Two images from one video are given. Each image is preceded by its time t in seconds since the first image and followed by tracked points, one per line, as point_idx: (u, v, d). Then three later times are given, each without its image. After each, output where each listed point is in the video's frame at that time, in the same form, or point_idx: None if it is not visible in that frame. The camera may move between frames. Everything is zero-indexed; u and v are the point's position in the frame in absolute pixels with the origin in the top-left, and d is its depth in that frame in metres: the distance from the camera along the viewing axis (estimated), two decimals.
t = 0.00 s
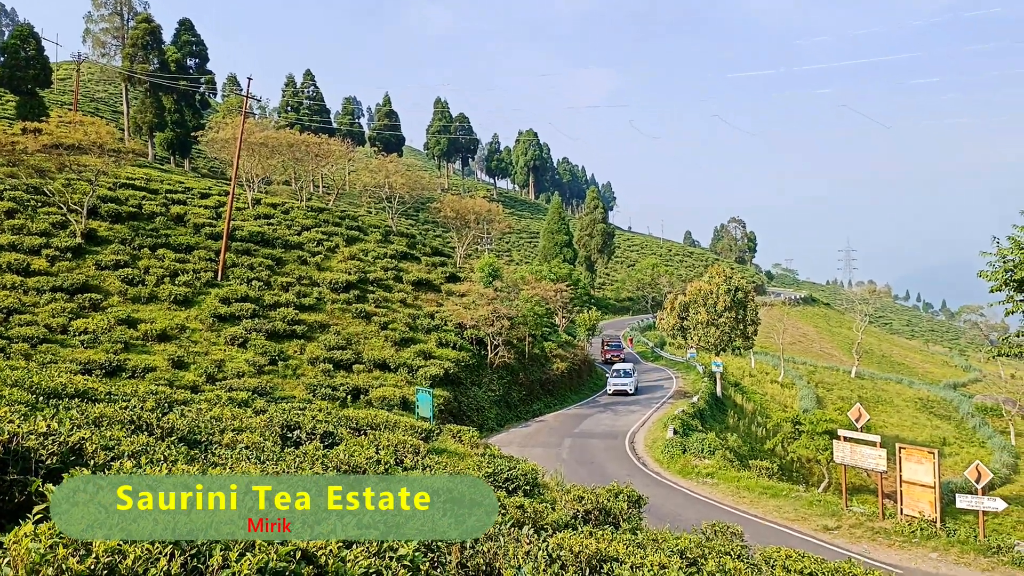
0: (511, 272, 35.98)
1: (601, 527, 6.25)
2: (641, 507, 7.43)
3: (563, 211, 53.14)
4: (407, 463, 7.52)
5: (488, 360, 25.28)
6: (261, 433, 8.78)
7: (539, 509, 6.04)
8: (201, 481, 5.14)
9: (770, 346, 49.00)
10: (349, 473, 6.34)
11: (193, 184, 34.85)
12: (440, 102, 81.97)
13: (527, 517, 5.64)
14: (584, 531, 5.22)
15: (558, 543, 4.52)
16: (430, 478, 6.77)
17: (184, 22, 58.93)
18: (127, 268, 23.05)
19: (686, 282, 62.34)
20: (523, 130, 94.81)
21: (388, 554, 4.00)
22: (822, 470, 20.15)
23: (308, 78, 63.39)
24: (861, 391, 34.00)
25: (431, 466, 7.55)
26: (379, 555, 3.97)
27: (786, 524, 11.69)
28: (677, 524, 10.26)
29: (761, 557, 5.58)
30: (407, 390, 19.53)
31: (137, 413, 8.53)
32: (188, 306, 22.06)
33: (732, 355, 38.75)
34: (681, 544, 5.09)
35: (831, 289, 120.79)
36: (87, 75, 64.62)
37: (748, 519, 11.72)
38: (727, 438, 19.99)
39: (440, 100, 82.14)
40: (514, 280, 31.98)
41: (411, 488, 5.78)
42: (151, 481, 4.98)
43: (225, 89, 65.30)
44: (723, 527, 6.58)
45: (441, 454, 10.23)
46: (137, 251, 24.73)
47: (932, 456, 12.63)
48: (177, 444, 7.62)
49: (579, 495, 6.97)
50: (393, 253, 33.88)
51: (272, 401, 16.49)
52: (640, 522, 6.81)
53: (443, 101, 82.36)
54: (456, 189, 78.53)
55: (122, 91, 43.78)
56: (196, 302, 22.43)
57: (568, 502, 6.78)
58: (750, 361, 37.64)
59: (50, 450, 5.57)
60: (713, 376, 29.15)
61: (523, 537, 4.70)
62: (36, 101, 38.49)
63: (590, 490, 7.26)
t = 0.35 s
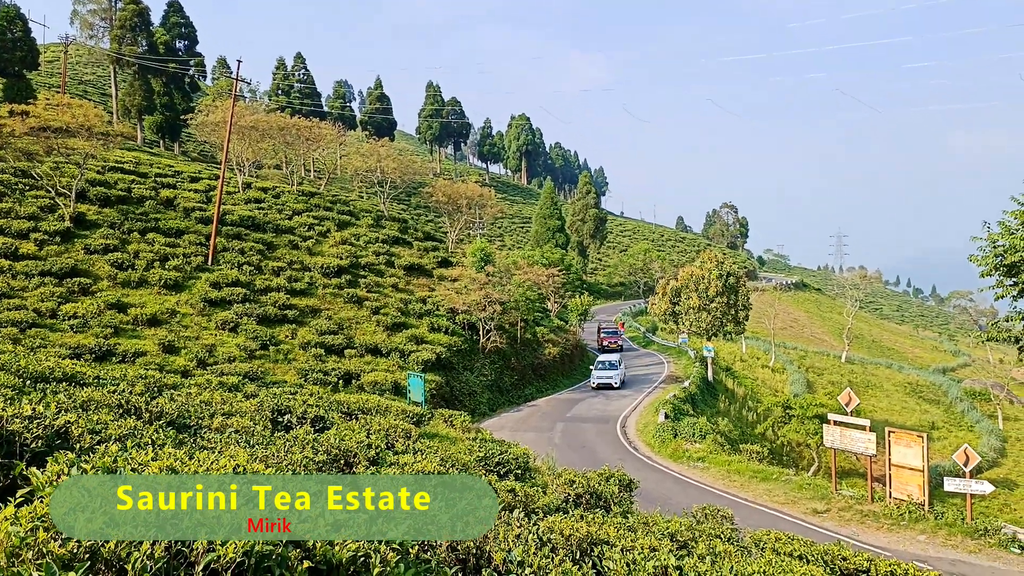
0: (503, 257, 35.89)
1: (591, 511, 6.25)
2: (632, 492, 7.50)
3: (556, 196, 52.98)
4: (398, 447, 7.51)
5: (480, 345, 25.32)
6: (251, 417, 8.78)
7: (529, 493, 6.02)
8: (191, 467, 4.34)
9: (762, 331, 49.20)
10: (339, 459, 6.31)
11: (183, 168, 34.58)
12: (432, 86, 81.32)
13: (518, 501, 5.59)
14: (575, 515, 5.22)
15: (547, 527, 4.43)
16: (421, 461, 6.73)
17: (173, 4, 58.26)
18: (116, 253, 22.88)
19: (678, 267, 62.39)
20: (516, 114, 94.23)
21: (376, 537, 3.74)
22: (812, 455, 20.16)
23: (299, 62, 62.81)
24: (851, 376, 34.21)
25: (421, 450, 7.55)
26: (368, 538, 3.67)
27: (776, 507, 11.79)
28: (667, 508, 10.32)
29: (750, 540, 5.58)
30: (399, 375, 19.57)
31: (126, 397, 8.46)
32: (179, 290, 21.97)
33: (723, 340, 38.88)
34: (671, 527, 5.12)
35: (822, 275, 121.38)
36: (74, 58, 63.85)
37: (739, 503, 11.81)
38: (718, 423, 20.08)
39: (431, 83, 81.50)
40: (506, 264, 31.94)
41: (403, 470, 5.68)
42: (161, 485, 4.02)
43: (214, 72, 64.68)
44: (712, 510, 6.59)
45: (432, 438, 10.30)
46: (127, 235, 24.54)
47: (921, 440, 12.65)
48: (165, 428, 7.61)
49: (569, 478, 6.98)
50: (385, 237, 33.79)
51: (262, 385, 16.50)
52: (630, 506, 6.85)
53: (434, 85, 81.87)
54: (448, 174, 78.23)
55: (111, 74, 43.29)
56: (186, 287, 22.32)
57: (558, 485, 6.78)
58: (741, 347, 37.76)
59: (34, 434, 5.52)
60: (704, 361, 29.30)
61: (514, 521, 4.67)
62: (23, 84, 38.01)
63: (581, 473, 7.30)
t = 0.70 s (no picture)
0: (499, 251, 35.87)
1: (589, 504, 6.27)
2: (627, 484, 7.55)
3: (551, 189, 52.90)
4: (395, 441, 7.51)
5: (475, 338, 25.35)
6: (247, 410, 8.77)
7: (527, 486, 6.01)
8: (189, 460, 4.26)
9: (757, 325, 49.28)
10: (336, 452, 6.30)
11: (177, 161, 34.46)
12: (428, 80, 81.09)
13: (514, 494, 5.59)
14: (572, 508, 5.23)
15: (545, 520, 4.42)
16: (418, 455, 6.70)
17: None
18: (110, 246, 22.80)
19: (673, 261, 62.41)
20: (511, 108, 94.16)
21: (375, 529, 3.62)
22: (806, 448, 20.32)
23: (294, 54, 62.56)
24: (846, 370, 34.32)
25: (418, 443, 7.54)
26: (367, 530, 3.58)
27: (771, 500, 11.86)
28: (664, 500, 10.37)
29: (746, 533, 5.60)
30: (395, 369, 19.56)
31: (122, 390, 8.42)
32: (174, 284, 21.91)
33: (719, 334, 38.97)
34: (668, 520, 5.12)
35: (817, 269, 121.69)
36: (68, 50, 63.48)
37: (734, 496, 11.85)
38: (713, 416, 20.14)
39: (427, 76, 81.27)
40: (502, 259, 31.90)
41: (400, 463, 5.62)
42: (161, 488, 3.63)
43: (208, 65, 64.35)
44: (708, 503, 6.63)
45: (429, 431, 10.33)
46: (121, 228, 24.45)
47: (915, 433, 12.67)
48: (161, 422, 7.59)
49: (566, 472, 6.98)
50: (381, 231, 33.74)
51: (258, 379, 16.50)
52: (627, 498, 6.88)
53: (430, 78, 81.66)
54: (443, 167, 78.09)
55: (105, 67, 43.05)
56: (181, 280, 22.25)
57: (555, 479, 6.78)
58: (736, 341, 37.84)
59: (30, 427, 5.48)
60: (700, 355, 29.37)
61: (513, 514, 4.64)
62: (16, 76, 37.78)
63: (577, 467, 7.30)
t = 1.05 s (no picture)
0: (494, 248, 35.83)
1: (584, 500, 6.28)
2: (623, 480, 7.58)
3: (547, 186, 52.90)
4: (391, 437, 7.52)
5: (471, 335, 25.36)
6: (243, 407, 8.77)
7: (523, 482, 6.00)
8: (185, 457, 4.25)
9: (752, 322, 49.41)
10: (332, 447, 6.29)
11: (172, 157, 34.35)
12: (424, 77, 80.95)
13: (511, 491, 5.60)
14: (567, 505, 5.24)
15: (540, 516, 4.42)
16: (414, 451, 6.69)
17: None
18: (105, 242, 22.73)
19: (669, 258, 62.51)
20: (507, 105, 94.18)
21: (373, 525, 3.59)
22: (800, 444, 20.42)
23: (289, 50, 62.41)
24: (840, 367, 34.46)
25: (414, 440, 7.55)
26: (365, 526, 3.55)
27: (765, 496, 11.92)
28: (659, 497, 10.43)
29: (741, 529, 5.62)
30: (391, 365, 19.56)
31: (116, 386, 8.42)
32: (168, 280, 21.85)
33: (714, 331, 39.05)
34: (663, 516, 5.13)
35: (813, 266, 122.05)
36: (62, 45, 63.20)
37: (729, 492, 11.91)
38: (708, 413, 20.20)
39: (422, 73, 81.08)
40: (498, 256, 31.93)
41: (396, 460, 5.61)
42: (160, 486, 3.57)
43: (203, 61, 64.16)
44: (703, 499, 6.62)
45: (424, 428, 10.36)
46: (115, 224, 24.37)
47: (910, 430, 12.68)
48: (156, 418, 7.59)
49: (561, 468, 7.00)
50: (376, 228, 33.71)
51: (254, 375, 16.48)
52: (622, 495, 6.89)
53: (425, 75, 81.52)
54: (439, 164, 78.02)
55: (99, 62, 42.89)
56: (176, 277, 22.20)
57: (550, 475, 6.79)
58: (731, 338, 37.90)
59: (26, 423, 5.51)
60: (695, 352, 29.45)
61: (511, 511, 4.61)
62: (10, 72, 37.57)
63: (573, 463, 7.32)
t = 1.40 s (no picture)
0: (489, 245, 35.82)
1: (577, 497, 6.27)
2: (616, 477, 7.59)
3: (542, 184, 52.84)
4: (384, 434, 7.50)
5: (466, 333, 25.36)
6: (235, 403, 8.75)
7: (516, 480, 5.97)
8: (173, 453, 4.20)
9: (747, 320, 49.50)
10: (324, 445, 6.27)
11: (166, 154, 34.21)
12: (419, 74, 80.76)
13: (503, 487, 5.58)
14: (559, 502, 5.21)
15: (531, 512, 4.41)
16: (407, 448, 6.66)
17: None
18: (98, 239, 22.64)
19: (664, 256, 62.57)
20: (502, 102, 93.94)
21: (362, 521, 3.54)
22: (794, 442, 20.47)
23: (284, 47, 62.26)
24: (834, 364, 34.54)
25: (407, 437, 7.53)
26: (354, 521, 3.50)
27: (758, 493, 11.96)
28: (653, 494, 10.46)
29: (733, 526, 5.60)
30: (385, 363, 19.55)
31: (108, 383, 8.40)
32: (162, 277, 21.79)
33: (709, 329, 39.11)
34: (655, 513, 5.14)
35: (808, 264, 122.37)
36: (55, 42, 63.01)
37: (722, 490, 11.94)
38: (703, 410, 20.24)
39: (418, 70, 80.92)
40: (493, 253, 31.90)
41: (388, 457, 5.58)
42: (160, 483, 3.43)
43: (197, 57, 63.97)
44: (696, 496, 6.58)
45: (418, 425, 10.35)
46: (109, 221, 24.30)
47: (903, 426, 12.74)
48: (147, 415, 7.55)
49: (554, 465, 6.99)
50: (371, 225, 33.66)
51: (247, 372, 16.44)
52: (615, 492, 6.88)
53: (420, 72, 81.27)
54: (434, 162, 77.93)
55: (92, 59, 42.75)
56: (170, 274, 22.13)
57: (543, 472, 6.78)
58: (726, 336, 37.96)
59: (14, 419, 5.48)
60: (689, 349, 29.49)
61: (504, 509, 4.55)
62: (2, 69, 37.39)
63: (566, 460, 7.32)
